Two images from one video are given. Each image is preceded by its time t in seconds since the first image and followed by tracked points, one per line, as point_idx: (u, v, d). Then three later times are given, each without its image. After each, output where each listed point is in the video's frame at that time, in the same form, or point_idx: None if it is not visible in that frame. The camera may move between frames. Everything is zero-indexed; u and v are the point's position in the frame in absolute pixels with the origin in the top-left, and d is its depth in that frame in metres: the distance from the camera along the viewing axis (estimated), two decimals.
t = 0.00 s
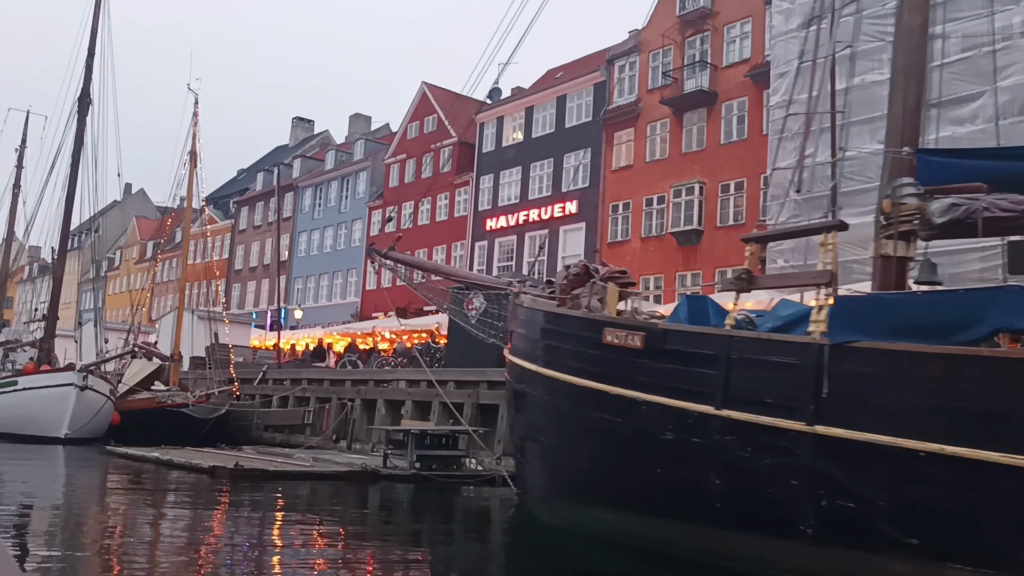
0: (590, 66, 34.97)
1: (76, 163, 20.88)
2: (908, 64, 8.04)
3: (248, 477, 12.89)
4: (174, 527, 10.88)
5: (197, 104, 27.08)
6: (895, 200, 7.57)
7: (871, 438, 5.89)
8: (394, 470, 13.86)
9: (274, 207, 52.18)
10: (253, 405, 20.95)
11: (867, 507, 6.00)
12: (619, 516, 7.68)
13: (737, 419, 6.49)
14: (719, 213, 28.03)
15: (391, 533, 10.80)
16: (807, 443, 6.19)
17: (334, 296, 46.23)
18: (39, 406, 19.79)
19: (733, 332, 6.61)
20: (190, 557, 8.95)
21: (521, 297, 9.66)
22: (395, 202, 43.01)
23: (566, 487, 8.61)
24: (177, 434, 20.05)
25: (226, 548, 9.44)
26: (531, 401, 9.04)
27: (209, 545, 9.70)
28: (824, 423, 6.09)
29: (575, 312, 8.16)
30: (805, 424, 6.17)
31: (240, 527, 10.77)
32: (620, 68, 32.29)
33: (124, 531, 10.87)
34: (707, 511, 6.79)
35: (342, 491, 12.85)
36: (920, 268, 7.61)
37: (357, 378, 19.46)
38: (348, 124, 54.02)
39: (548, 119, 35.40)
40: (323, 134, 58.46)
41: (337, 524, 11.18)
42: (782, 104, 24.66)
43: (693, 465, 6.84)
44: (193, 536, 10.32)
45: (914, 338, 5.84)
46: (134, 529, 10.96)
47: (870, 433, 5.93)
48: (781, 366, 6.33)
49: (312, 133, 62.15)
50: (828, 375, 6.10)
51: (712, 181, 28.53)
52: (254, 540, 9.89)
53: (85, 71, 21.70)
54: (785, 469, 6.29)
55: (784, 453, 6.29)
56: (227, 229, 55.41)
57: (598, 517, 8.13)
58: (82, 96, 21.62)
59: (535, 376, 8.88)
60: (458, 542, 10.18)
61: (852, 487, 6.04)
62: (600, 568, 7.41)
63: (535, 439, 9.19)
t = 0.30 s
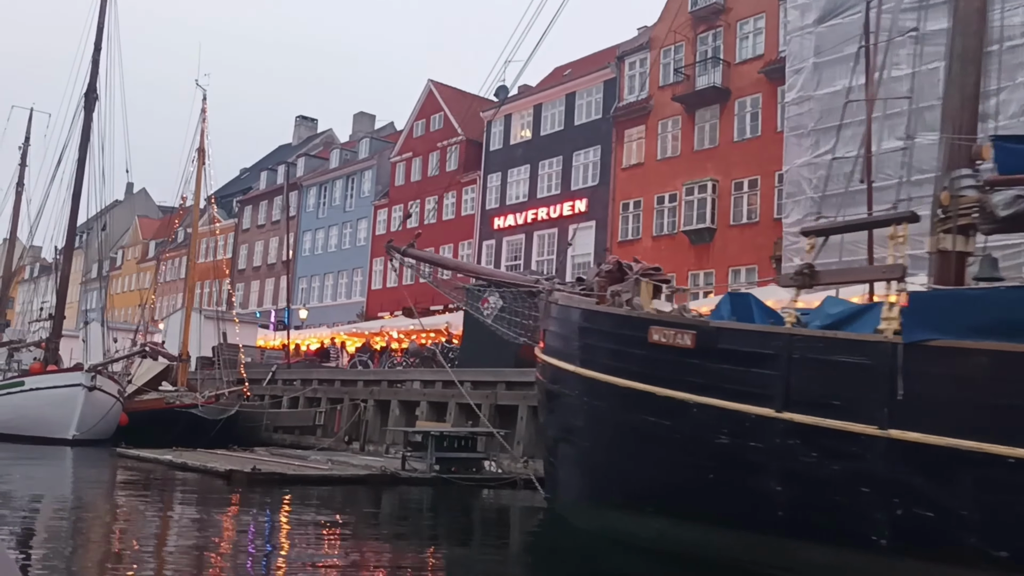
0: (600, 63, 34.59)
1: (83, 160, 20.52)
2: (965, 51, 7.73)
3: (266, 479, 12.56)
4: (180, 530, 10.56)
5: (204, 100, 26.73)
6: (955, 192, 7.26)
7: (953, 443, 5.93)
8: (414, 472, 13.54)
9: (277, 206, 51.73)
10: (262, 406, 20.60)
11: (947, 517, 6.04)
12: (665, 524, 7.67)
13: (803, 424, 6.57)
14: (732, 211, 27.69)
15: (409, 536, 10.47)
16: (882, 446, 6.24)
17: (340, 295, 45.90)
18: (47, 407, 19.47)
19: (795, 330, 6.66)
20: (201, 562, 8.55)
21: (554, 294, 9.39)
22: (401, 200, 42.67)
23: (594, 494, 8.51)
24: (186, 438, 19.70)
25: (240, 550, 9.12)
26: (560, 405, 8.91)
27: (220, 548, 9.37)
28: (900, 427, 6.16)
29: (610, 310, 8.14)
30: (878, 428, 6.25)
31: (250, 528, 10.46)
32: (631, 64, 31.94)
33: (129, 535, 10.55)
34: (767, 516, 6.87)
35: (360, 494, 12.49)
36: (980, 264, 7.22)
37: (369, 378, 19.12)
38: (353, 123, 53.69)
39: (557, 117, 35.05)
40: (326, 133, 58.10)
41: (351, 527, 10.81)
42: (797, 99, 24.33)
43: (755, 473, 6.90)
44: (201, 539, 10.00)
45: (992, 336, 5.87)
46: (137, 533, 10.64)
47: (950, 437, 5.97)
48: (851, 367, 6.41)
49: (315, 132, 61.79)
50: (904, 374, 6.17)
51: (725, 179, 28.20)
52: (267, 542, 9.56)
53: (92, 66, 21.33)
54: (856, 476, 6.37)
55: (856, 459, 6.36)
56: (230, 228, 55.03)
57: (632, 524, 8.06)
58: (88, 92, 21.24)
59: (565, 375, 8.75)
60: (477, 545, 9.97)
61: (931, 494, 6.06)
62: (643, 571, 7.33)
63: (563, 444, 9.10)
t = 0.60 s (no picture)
0: (610, 60, 34.25)
1: (89, 156, 20.20)
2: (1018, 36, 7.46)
3: (283, 482, 12.22)
4: (186, 534, 10.21)
5: (212, 97, 26.45)
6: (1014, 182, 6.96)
7: None
8: (433, 475, 13.21)
9: (281, 205, 51.41)
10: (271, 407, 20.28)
11: None
12: (709, 531, 7.58)
13: (864, 425, 6.58)
14: (744, 209, 27.36)
15: (430, 540, 10.14)
16: (953, 450, 6.28)
17: (344, 295, 45.59)
18: (54, 407, 19.16)
19: (854, 327, 6.66)
20: (211, 568, 8.14)
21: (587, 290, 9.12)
22: (406, 199, 42.38)
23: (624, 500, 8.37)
24: (195, 437, 19.54)
25: (255, 555, 8.76)
26: (588, 407, 8.76)
27: (229, 552, 9.03)
28: (974, 431, 6.20)
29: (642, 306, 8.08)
30: (950, 431, 6.26)
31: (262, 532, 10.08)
32: (640, 61, 31.70)
33: (135, 538, 10.22)
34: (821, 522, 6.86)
35: (379, 498, 12.15)
36: None
37: (381, 379, 18.81)
38: (357, 122, 53.38)
39: (565, 115, 34.75)
40: (329, 131, 57.78)
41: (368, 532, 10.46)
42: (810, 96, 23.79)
43: (815, 479, 6.86)
44: (207, 543, 9.64)
45: None
46: (141, 537, 10.28)
47: None
48: (916, 367, 6.43)
49: (317, 131, 61.51)
50: (977, 374, 6.22)
51: (736, 176, 27.89)
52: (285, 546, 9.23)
53: (98, 62, 20.99)
54: (927, 482, 6.39)
55: (927, 465, 6.38)
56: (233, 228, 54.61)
57: (668, 532, 7.94)
58: (94, 87, 20.91)
59: (594, 373, 8.61)
60: (499, 548, 9.76)
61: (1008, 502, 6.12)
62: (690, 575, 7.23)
63: (590, 450, 8.97)
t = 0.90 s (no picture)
0: (618, 57, 33.91)
1: (96, 153, 19.89)
2: None
3: (301, 484, 11.89)
4: (194, 538, 9.83)
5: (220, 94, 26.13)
6: None
7: None
8: (452, 478, 12.87)
9: (286, 205, 51.03)
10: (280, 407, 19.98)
11: None
12: (761, 539, 7.48)
13: (933, 428, 6.48)
14: (757, 207, 27.02)
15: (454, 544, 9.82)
16: None
17: (349, 295, 45.30)
18: (62, 408, 18.87)
19: (923, 326, 6.54)
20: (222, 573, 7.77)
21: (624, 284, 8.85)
22: (411, 198, 42.09)
23: (663, 506, 8.28)
24: (204, 438, 19.25)
25: (268, 559, 8.45)
26: (622, 410, 8.65)
27: (242, 555, 8.73)
28: None
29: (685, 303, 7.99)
30: None
31: (275, 535, 9.77)
32: (650, 59, 31.39)
33: (142, 541, 9.90)
34: (881, 528, 6.81)
35: (397, 501, 11.82)
36: None
37: (393, 379, 18.52)
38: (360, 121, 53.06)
39: (573, 113, 34.43)
40: (333, 131, 57.46)
41: (385, 535, 10.10)
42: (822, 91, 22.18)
43: (880, 486, 6.77)
44: (216, 545, 9.33)
45: None
46: (147, 539, 9.98)
47: None
48: (991, 368, 6.27)
49: (321, 130, 61.20)
50: None
51: (748, 174, 27.57)
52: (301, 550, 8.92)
53: (105, 57, 20.65)
54: (1003, 488, 6.24)
55: (1003, 471, 6.24)
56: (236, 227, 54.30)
57: (711, 539, 7.84)
58: (101, 83, 20.59)
59: (630, 373, 8.50)
60: (523, 552, 9.44)
61: None
62: None
63: (621, 455, 8.86)
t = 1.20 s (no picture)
0: (627, 54, 33.57)
1: (103, 149, 19.58)
2: None
3: (320, 488, 11.59)
4: (202, 541, 9.49)
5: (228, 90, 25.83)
6: None
7: None
8: (472, 481, 12.58)
9: (289, 204, 50.77)
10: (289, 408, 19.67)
11: None
12: (815, 546, 7.42)
13: (1012, 432, 6.51)
14: (769, 206, 26.74)
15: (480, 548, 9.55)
16: None
17: (354, 294, 45.00)
18: (69, 408, 18.54)
19: (995, 323, 6.58)
20: None
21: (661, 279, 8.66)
22: (417, 197, 41.83)
23: (702, 509, 8.18)
24: (213, 440, 18.97)
25: (274, 562, 8.15)
26: (657, 412, 8.49)
27: (250, 559, 8.44)
28: None
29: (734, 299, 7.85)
30: None
31: (289, 539, 9.45)
32: (660, 56, 31.07)
33: (152, 544, 9.59)
34: (941, 537, 6.89)
35: (416, 504, 11.53)
36: None
37: (406, 379, 18.22)
38: (364, 120, 52.76)
39: (581, 111, 34.12)
40: (336, 130, 57.13)
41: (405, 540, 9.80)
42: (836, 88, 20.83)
43: (955, 494, 6.79)
44: (225, 549, 8.98)
45: None
46: (160, 542, 9.68)
47: None
48: None
49: (324, 129, 60.84)
50: None
51: (760, 172, 27.26)
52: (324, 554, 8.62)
53: (111, 53, 20.34)
54: None
55: None
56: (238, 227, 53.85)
57: (757, 545, 7.75)
58: (107, 78, 20.26)
59: (667, 372, 8.34)
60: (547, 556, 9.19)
61: None
62: None
63: (654, 457, 8.73)
